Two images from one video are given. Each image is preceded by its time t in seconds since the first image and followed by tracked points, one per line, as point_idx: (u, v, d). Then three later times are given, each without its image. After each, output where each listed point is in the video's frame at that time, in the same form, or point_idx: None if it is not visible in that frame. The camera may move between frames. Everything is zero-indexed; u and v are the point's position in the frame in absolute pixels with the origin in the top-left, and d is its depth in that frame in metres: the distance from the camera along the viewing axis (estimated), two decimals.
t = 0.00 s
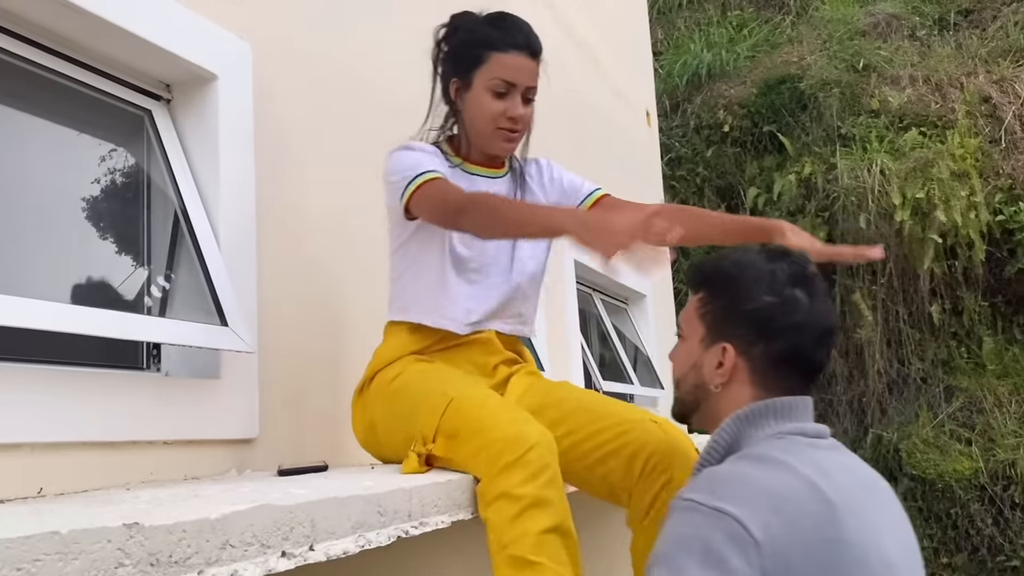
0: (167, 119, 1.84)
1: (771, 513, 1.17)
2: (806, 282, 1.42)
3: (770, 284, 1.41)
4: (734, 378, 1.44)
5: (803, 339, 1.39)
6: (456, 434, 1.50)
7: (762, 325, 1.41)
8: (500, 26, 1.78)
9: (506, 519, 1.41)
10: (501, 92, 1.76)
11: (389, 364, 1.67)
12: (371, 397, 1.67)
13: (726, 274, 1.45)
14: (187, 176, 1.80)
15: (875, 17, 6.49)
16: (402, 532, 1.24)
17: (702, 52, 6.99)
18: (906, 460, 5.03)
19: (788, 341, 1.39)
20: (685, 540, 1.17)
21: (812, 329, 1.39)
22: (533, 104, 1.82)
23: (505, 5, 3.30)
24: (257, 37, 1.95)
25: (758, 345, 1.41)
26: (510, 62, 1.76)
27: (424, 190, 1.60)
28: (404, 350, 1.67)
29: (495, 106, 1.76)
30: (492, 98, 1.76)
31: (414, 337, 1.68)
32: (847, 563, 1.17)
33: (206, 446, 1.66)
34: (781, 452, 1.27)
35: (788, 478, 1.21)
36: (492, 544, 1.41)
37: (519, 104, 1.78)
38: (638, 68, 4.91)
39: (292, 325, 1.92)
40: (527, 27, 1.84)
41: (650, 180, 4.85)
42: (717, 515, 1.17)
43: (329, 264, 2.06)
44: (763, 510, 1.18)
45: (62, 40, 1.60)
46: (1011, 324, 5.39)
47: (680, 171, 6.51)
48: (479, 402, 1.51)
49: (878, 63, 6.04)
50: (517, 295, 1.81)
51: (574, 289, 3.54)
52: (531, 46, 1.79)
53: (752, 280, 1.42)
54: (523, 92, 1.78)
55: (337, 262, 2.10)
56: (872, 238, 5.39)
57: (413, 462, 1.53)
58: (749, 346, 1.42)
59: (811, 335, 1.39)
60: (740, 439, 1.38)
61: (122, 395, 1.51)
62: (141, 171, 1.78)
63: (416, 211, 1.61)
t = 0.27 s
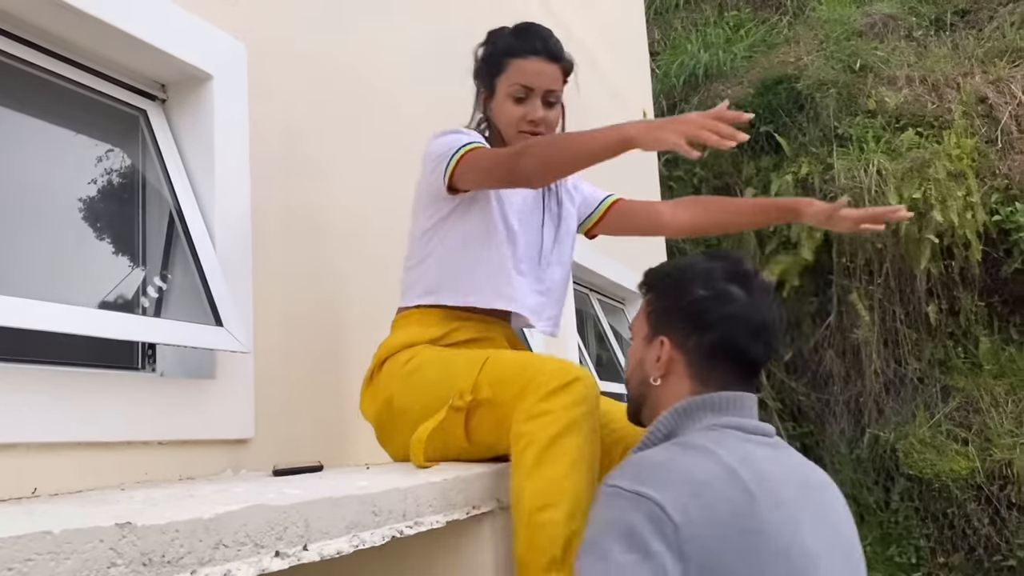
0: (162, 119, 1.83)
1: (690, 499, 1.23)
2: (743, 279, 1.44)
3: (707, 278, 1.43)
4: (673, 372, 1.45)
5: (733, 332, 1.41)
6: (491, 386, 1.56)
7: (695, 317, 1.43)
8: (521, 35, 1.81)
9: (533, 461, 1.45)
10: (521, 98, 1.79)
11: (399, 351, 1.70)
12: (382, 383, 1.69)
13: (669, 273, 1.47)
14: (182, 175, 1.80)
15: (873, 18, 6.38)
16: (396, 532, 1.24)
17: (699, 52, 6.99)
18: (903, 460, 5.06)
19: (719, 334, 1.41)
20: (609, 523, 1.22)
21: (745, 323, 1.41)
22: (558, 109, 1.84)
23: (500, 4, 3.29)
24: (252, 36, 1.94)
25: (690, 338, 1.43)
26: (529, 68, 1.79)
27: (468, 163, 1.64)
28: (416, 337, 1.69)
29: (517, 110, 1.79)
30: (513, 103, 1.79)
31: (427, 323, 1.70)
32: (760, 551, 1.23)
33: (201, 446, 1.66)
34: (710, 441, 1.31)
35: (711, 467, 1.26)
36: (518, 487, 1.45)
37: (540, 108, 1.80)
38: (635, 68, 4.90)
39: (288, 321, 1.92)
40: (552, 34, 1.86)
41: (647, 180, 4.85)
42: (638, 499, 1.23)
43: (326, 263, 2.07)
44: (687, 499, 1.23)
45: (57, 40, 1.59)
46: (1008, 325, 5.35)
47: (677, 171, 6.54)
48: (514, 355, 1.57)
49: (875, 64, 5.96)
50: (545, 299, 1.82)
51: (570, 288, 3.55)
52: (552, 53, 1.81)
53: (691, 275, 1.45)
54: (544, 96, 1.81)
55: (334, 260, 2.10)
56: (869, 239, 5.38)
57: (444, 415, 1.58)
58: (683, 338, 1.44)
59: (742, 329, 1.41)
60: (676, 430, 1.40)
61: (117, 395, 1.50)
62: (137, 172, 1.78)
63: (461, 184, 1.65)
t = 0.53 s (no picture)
0: (156, 120, 1.83)
1: (681, 501, 1.23)
2: (736, 281, 1.44)
3: (702, 278, 1.43)
4: (666, 368, 1.45)
5: (726, 330, 1.40)
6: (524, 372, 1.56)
7: (688, 315, 1.42)
8: (550, 39, 1.85)
9: (563, 447, 1.47)
10: (544, 98, 1.81)
11: (411, 348, 1.69)
12: (395, 377, 1.69)
13: (664, 274, 1.47)
14: (176, 176, 1.80)
15: (868, 18, 6.40)
16: (390, 533, 1.24)
17: (695, 54, 6.99)
18: (898, 460, 5.04)
19: (711, 332, 1.41)
20: (606, 531, 1.21)
21: (737, 322, 1.40)
22: (581, 115, 1.86)
23: (496, 5, 3.29)
24: (247, 37, 1.94)
25: (683, 335, 1.42)
26: (555, 71, 1.82)
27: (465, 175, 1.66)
28: (429, 331, 1.69)
29: (539, 110, 1.80)
30: (538, 103, 1.81)
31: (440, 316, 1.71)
32: (747, 549, 1.25)
33: (196, 448, 1.66)
34: (695, 441, 1.32)
35: (698, 468, 1.27)
36: (549, 473, 1.46)
37: (564, 109, 1.81)
38: (631, 68, 4.90)
39: (283, 317, 1.92)
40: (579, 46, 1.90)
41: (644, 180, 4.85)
42: (631, 504, 1.22)
43: (321, 263, 2.06)
44: (678, 503, 1.23)
45: (52, 41, 1.59)
46: (1003, 325, 5.40)
47: (674, 172, 6.56)
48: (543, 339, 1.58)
49: (871, 64, 5.97)
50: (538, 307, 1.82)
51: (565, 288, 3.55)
52: (579, 58, 1.85)
53: (686, 274, 1.45)
54: (567, 99, 1.83)
55: (331, 258, 2.10)
56: (864, 239, 5.39)
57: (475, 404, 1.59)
58: (675, 335, 1.43)
59: (734, 327, 1.40)
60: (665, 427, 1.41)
61: (111, 396, 1.50)
62: (132, 173, 1.78)
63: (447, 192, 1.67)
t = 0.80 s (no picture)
0: (151, 121, 1.83)
1: (698, 494, 1.25)
2: (747, 290, 1.43)
3: (714, 284, 1.42)
4: (670, 367, 1.45)
5: (730, 338, 1.40)
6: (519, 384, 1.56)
7: (696, 319, 1.41)
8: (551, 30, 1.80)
9: (562, 498, 1.45)
10: (538, 93, 1.77)
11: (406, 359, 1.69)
12: (387, 394, 1.69)
13: (675, 273, 1.47)
14: (170, 177, 1.79)
15: (865, 18, 6.40)
16: (383, 535, 1.24)
17: (692, 54, 6.99)
18: (895, 460, 5.04)
19: (716, 340, 1.40)
20: (632, 527, 1.21)
21: (742, 331, 1.40)
22: (583, 108, 1.79)
23: (492, 4, 3.29)
24: (242, 38, 1.94)
25: (687, 338, 1.42)
26: (551, 63, 1.77)
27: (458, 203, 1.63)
28: (422, 344, 1.69)
29: (534, 105, 1.76)
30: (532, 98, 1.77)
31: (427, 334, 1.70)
32: (756, 541, 1.28)
33: (190, 449, 1.66)
34: (700, 440, 1.33)
35: (709, 465, 1.29)
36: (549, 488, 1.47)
37: (557, 104, 1.76)
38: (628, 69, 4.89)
39: (278, 322, 1.92)
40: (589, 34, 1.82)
41: (641, 181, 4.85)
42: (653, 500, 1.22)
43: (315, 264, 2.06)
44: (696, 496, 1.24)
45: (46, 42, 1.59)
46: (999, 324, 5.41)
47: (670, 173, 6.56)
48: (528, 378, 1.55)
49: (867, 65, 5.97)
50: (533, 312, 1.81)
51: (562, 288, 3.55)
52: (579, 47, 1.77)
53: (700, 277, 1.44)
54: (563, 92, 1.77)
55: (326, 263, 2.10)
56: (861, 240, 5.39)
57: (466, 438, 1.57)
58: (681, 337, 1.43)
59: (738, 337, 1.40)
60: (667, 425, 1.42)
61: (105, 397, 1.50)
62: (127, 174, 1.77)
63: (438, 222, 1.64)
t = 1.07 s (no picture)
0: (146, 121, 1.82)
1: (700, 507, 1.23)
2: (743, 292, 1.43)
3: (712, 288, 1.41)
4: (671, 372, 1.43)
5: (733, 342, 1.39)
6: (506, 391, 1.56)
7: (697, 324, 1.39)
8: (569, 22, 1.73)
9: (563, 509, 1.43)
10: (562, 93, 1.72)
11: (399, 369, 1.70)
12: (381, 403, 1.68)
13: (671, 277, 1.45)
14: (166, 176, 1.79)
15: (861, 19, 6.40)
16: (379, 535, 1.23)
17: (689, 54, 6.99)
18: (892, 459, 5.05)
19: (719, 343, 1.39)
20: (631, 540, 1.21)
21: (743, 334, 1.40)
22: (599, 108, 1.78)
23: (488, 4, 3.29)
24: (238, 37, 1.94)
25: (690, 343, 1.40)
26: (573, 61, 1.71)
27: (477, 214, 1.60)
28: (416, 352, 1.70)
29: (557, 107, 1.72)
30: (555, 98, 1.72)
31: (427, 345, 1.70)
32: (763, 554, 1.26)
33: (186, 450, 1.66)
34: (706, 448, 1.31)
35: (713, 476, 1.27)
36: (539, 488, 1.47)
37: (581, 107, 1.73)
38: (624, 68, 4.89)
39: (275, 325, 1.92)
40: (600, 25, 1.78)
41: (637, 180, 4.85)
42: (653, 512, 1.22)
43: (308, 265, 2.05)
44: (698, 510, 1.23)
45: (41, 42, 1.59)
46: (995, 324, 5.43)
47: (667, 173, 6.56)
48: (528, 386, 1.55)
49: (863, 65, 5.98)
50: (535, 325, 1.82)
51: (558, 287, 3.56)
52: (601, 46, 1.73)
53: (697, 282, 1.42)
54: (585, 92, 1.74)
55: (320, 264, 2.10)
56: (857, 240, 5.40)
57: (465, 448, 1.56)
58: (683, 342, 1.41)
59: (740, 340, 1.40)
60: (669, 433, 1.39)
61: (100, 398, 1.50)
62: (122, 174, 1.77)
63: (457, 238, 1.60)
